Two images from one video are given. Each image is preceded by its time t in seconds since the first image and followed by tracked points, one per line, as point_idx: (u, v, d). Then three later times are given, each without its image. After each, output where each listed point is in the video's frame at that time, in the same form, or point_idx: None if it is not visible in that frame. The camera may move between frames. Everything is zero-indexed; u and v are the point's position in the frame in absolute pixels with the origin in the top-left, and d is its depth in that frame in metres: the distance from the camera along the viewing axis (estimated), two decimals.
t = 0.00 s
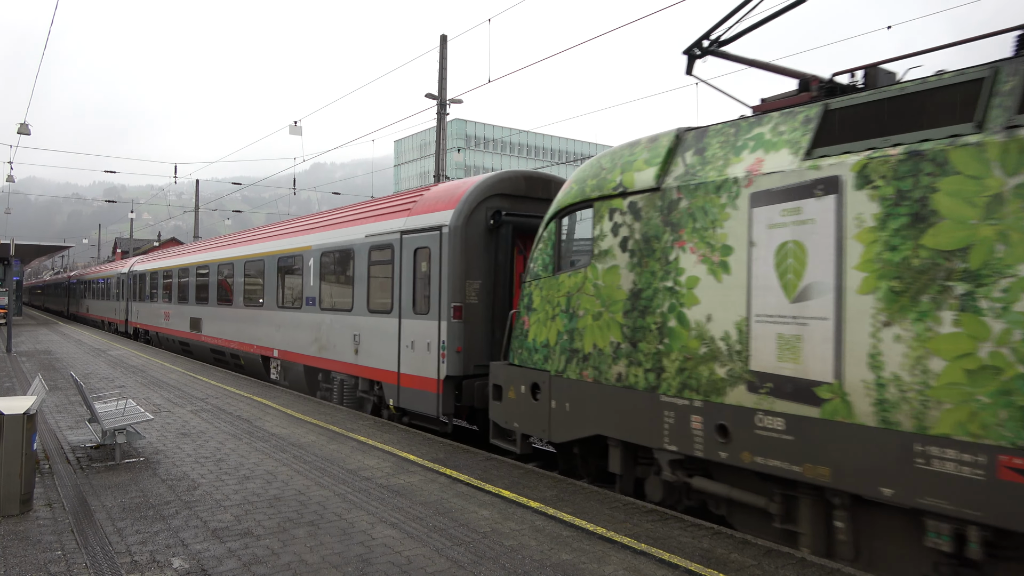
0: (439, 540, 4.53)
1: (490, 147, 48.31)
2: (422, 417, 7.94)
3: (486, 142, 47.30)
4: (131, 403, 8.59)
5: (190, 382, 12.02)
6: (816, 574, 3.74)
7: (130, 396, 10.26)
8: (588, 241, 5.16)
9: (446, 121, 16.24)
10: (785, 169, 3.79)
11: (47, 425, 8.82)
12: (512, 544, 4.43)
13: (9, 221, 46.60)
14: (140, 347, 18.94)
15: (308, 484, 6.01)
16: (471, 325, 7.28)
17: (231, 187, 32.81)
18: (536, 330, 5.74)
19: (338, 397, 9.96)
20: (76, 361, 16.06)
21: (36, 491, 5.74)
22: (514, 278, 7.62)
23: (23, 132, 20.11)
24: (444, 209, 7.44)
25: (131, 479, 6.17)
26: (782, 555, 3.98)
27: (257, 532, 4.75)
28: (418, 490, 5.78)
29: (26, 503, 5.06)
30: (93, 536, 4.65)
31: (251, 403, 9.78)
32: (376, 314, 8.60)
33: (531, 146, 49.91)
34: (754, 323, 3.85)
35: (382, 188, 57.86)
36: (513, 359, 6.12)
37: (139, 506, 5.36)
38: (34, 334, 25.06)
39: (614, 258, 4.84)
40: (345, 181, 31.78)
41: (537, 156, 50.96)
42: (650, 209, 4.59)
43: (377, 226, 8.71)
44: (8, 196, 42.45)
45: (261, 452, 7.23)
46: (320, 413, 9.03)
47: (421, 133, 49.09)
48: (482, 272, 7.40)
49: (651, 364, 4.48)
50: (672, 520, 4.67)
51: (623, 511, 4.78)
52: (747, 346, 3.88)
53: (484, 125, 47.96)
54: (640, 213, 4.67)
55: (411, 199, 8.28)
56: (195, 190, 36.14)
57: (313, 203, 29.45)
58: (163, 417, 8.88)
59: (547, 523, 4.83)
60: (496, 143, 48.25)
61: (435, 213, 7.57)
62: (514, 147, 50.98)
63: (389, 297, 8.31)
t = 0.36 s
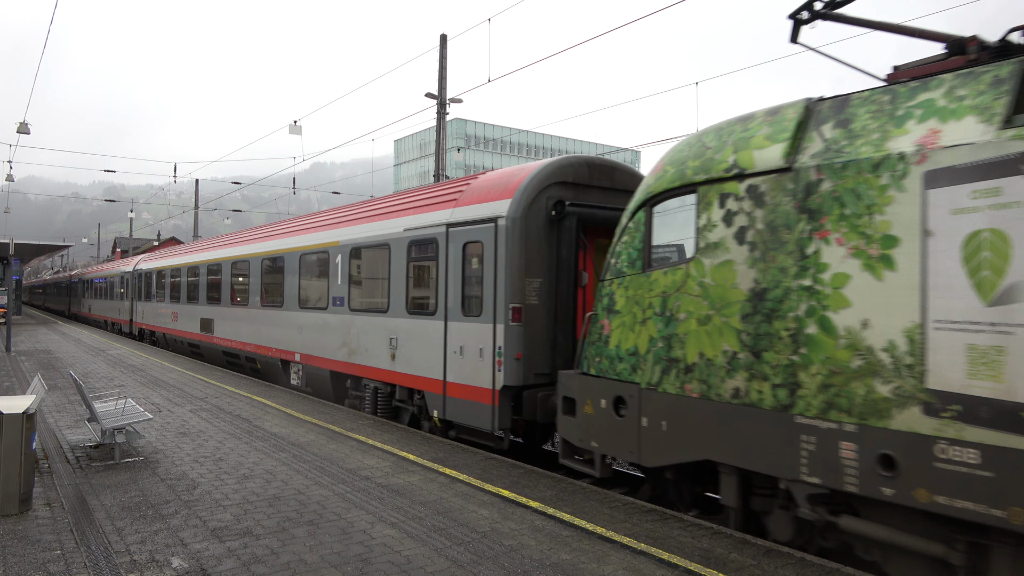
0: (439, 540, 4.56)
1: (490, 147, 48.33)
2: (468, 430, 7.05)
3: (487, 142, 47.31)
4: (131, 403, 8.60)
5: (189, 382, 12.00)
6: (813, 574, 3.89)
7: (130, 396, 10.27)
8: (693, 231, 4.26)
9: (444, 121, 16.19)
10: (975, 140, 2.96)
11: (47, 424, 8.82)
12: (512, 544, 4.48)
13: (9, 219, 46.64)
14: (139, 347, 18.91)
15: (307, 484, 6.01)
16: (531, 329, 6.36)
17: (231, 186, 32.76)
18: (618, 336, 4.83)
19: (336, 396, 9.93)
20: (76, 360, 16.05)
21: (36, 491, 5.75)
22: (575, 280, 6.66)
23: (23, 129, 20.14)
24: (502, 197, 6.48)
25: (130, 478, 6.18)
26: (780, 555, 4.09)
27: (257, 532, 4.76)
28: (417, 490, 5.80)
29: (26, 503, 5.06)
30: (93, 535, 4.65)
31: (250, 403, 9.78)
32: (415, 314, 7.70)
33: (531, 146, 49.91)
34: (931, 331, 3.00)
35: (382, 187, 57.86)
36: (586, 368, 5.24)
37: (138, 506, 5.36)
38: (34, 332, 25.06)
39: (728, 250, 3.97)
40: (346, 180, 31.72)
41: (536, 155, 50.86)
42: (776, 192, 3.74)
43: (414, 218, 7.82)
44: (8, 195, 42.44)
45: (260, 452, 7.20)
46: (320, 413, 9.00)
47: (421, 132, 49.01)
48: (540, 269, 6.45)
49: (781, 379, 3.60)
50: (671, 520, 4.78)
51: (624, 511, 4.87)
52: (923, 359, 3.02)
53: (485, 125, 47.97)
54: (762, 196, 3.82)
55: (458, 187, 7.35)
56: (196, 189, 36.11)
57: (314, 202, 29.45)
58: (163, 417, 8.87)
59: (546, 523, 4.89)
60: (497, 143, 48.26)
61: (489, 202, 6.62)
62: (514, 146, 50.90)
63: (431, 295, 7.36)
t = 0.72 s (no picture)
0: (436, 540, 4.88)
1: (490, 146, 48.63)
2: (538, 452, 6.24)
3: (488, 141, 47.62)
4: (127, 402, 8.92)
5: (190, 382, 12.30)
6: (810, 572, 4.18)
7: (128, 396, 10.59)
8: (846, 208, 3.61)
9: (445, 119, 16.53)
10: None
11: (48, 424, 9.13)
12: (511, 543, 4.79)
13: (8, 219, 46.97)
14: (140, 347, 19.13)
15: (306, 483, 6.29)
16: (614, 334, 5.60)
17: (231, 186, 33.04)
18: (737, 345, 4.20)
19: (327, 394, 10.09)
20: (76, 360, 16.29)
21: (37, 491, 6.01)
22: (663, 292, 5.86)
23: (20, 130, 20.48)
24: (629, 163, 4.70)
25: (129, 477, 6.47)
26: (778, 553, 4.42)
27: (256, 532, 5.08)
28: (416, 489, 6.12)
29: (25, 503, 5.38)
30: (91, 536, 4.95)
31: (251, 403, 10.08)
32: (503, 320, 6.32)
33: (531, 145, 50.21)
34: None
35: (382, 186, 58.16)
36: (689, 382, 4.58)
37: (138, 505, 5.65)
38: (34, 332, 25.30)
39: (898, 241, 3.31)
40: (345, 179, 32.01)
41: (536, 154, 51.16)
42: (971, 168, 3.07)
43: (486, 206, 6.64)
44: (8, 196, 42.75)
45: (260, 451, 7.46)
46: (320, 413, 9.22)
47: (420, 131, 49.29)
48: (625, 265, 5.66)
49: None
50: (668, 519, 5.11)
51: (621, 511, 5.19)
52: None
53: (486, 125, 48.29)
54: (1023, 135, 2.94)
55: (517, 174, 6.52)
56: (196, 189, 36.40)
57: (315, 202, 29.78)
58: (164, 417, 9.17)
59: (547, 523, 5.19)
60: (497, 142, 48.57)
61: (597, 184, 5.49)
62: (512, 144, 51.18)
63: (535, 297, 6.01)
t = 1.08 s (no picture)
0: (437, 540, 4.76)
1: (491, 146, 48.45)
2: (630, 477, 5.18)
3: (489, 141, 47.47)
4: (130, 400, 8.89)
5: (191, 381, 12.18)
6: (811, 572, 4.15)
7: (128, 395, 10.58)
8: None
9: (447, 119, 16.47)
10: None
11: (46, 424, 8.99)
12: (510, 543, 4.68)
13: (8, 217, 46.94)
14: (140, 346, 19.06)
15: (306, 482, 6.17)
16: (728, 343, 4.58)
17: (232, 185, 32.97)
18: (919, 359, 3.11)
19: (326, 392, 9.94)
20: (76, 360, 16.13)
21: (35, 491, 5.90)
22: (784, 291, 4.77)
23: (19, 129, 20.50)
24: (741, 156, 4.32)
25: (128, 476, 6.38)
26: (779, 555, 4.36)
27: (256, 531, 4.98)
28: (416, 489, 5.96)
29: (25, 502, 5.28)
30: (91, 535, 4.85)
31: (251, 402, 10.01)
32: (536, 319, 5.94)
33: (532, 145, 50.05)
34: None
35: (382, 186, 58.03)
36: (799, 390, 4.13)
37: (138, 504, 5.56)
38: (34, 332, 25.18)
39: None
40: (345, 179, 31.95)
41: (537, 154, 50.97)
42: None
43: (534, 197, 6.00)
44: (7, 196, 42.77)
45: (260, 450, 7.35)
46: (318, 411, 9.13)
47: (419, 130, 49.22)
48: (740, 263, 4.66)
49: None
50: (668, 518, 5.05)
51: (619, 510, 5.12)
52: None
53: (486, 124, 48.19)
54: None
55: (569, 160, 5.88)
56: (196, 189, 36.33)
57: (315, 201, 29.64)
58: (163, 416, 9.13)
59: (543, 521, 5.11)
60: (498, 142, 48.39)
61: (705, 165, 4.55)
62: (512, 143, 51.12)
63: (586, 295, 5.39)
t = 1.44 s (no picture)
0: (436, 539, 4.83)
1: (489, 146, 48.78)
2: (748, 511, 4.33)
3: (486, 140, 47.80)
4: (127, 399, 9.25)
5: (191, 381, 12.56)
6: (810, 571, 4.06)
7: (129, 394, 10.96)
8: None
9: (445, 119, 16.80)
10: None
11: (47, 423, 9.46)
12: (510, 543, 4.71)
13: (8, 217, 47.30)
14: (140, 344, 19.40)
15: (307, 482, 6.29)
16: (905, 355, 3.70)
17: (231, 186, 33.25)
18: None
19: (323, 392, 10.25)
20: (74, 359, 16.56)
21: (36, 490, 6.20)
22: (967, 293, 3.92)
23: (19, 128, 20.85)
24: (815, 137, 3.96)
25: (129, 476, 6.64)
26: (780, 550, 4.34)
27: (257, 530, 5.10)
28: (415, 487, 6.03)
29: (25, 501, 5.50)
30: (90, 533, 5.04)
31: (251, 402, 10.36)
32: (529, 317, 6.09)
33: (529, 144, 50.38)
34: None
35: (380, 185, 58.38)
36: None
37: (138, 503, 5.76)
38: (36, 332, 25.53)
39: None
40: (343, 180, 32.27)
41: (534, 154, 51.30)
42: None
43: (570, 187, 5.70)
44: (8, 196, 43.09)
45: (261, 449, 7.60)
46: (318, 411, 9.44)
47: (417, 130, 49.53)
48: (918, 257, 3.76)
49: None
50: (669, 516, 5.00)
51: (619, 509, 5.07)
52: None
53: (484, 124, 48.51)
54: None
55: (548, 163, 6.24)
56: (195, 189, 36.64)
57: (312, 200, 29.95)
58: (164, 416, 9.51)
59: (547, 521, 5.09)
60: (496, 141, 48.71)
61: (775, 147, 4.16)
62: (510, 142, 51.44)
63: (632, 295, 5.05)
